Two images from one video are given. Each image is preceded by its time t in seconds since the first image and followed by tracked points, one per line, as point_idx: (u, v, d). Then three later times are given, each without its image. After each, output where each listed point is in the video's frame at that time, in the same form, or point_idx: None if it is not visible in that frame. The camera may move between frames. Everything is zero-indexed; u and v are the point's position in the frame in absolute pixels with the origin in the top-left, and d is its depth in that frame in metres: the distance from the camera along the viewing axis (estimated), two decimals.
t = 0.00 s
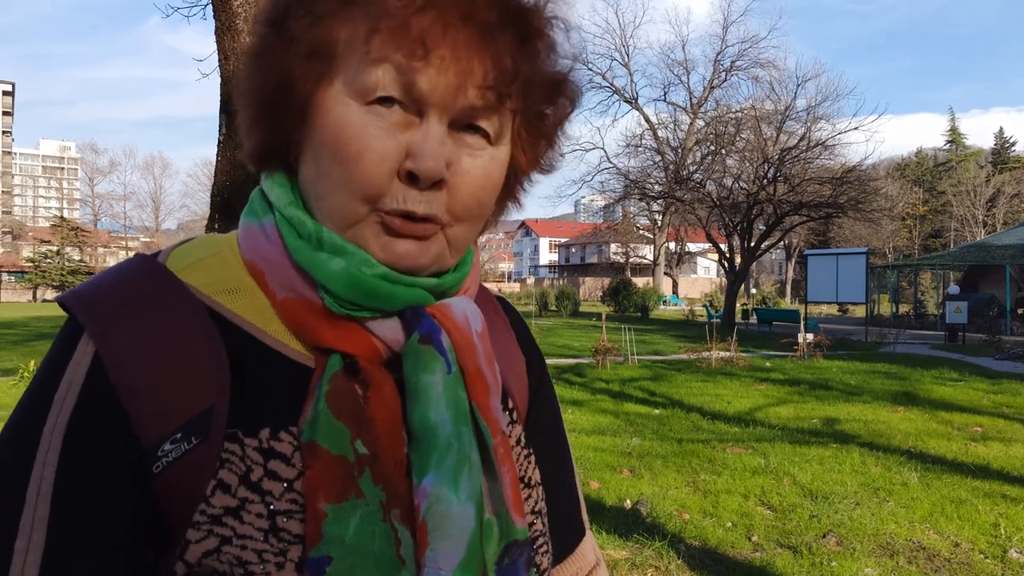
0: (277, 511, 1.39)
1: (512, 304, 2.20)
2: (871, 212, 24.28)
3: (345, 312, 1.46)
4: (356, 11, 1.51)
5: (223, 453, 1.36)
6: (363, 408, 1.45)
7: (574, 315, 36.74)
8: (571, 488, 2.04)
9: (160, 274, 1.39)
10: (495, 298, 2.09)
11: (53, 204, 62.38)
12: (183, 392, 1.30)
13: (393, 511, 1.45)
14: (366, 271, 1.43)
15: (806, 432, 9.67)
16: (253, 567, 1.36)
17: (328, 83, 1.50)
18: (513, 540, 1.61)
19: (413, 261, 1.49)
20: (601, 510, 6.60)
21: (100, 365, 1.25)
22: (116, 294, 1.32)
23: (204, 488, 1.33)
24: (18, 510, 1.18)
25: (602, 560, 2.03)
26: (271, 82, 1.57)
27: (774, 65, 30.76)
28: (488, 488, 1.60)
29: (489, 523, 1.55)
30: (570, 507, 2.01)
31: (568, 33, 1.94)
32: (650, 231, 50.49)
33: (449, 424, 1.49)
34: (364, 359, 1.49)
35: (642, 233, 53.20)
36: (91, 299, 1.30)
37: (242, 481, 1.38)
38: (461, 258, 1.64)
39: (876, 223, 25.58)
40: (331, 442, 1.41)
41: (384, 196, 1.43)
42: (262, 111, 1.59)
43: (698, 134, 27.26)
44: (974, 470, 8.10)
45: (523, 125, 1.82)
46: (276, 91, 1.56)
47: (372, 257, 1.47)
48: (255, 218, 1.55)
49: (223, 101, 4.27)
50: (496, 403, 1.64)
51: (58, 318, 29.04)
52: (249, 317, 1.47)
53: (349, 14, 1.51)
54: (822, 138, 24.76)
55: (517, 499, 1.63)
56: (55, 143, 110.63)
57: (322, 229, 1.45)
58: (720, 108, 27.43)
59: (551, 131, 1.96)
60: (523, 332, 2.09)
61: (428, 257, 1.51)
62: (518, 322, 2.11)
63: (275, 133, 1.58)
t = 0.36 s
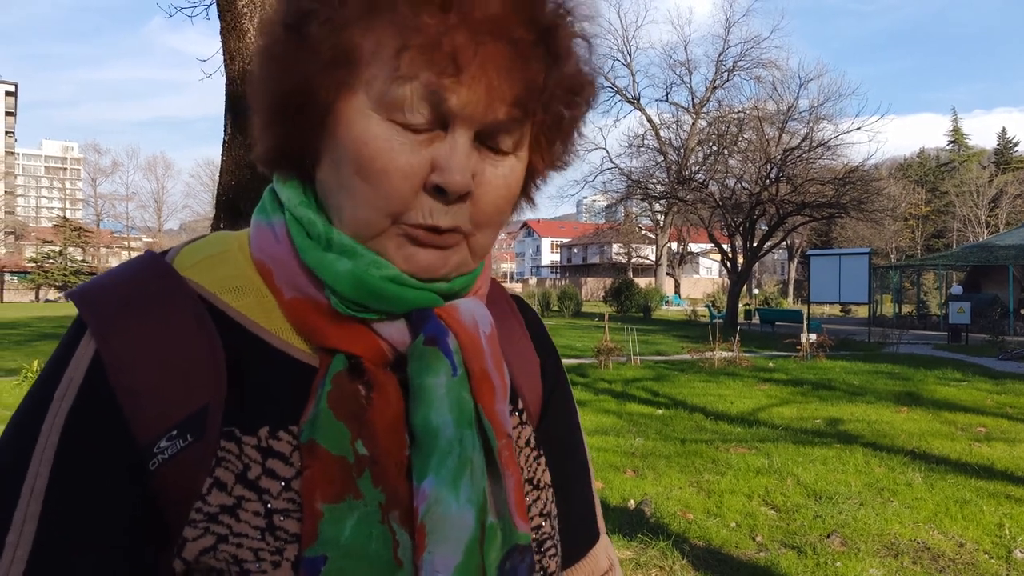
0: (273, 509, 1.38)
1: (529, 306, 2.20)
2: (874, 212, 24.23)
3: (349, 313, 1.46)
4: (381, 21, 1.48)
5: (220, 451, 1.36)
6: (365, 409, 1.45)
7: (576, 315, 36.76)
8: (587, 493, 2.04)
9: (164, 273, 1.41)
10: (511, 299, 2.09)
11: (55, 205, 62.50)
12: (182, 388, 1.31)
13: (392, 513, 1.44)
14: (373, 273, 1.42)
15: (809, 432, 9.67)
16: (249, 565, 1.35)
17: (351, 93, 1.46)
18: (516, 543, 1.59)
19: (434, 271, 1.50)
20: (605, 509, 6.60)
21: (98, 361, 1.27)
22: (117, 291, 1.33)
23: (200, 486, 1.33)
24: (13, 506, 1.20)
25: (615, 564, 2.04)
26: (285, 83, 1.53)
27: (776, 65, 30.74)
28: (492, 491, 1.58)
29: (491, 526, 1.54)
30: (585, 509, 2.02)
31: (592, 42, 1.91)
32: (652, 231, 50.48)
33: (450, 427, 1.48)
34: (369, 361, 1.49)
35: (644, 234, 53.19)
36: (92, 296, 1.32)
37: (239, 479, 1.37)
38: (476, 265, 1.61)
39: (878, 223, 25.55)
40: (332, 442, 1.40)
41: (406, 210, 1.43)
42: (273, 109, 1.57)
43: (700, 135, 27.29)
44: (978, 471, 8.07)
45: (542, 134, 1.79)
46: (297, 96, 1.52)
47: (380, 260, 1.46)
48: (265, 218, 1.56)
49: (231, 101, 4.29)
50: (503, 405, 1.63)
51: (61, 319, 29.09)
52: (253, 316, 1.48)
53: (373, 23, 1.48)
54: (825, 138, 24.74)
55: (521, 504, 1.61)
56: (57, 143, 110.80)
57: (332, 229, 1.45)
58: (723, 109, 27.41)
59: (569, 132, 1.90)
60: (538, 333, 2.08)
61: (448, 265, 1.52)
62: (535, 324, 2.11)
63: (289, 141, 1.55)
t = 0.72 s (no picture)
0: (312, 492, 1.37)
1: (505, 306, 2.20)
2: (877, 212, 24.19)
3: (363, 304, 1.47)
4: (383, 29, 1.49)
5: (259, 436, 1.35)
6: (385, 392, 1.47)
7: (579, 316, 36.77)
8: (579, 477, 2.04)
9: (178, 274, 1.40)
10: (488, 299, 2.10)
11: (58, 206, 62.65)
12: (212, 384, 1.29)
13: (424, 487, 1.46)
14: (385, 262, 1.44)
15: (812, 432, 9.67)
16: (295, 547, 1.34)
17: (360, 97, 1.47)
18: (539, 509, 1.62)
19: (443, 258, 1.54)
20: (608, 510, 6.60)
21: (130, 358, 1.26)
22: (136, 296, 1.32)
23: (244, 473, 1.32)
24: (63, 511, 1.19)
25: (611, 541, 2.02)
26: (284, 100, 1.51)
27: (779, 65, 30.73)
28: (508, 465, 1.61)
29: (513, 497, 1.55)
30: (579, 499, 1.97)
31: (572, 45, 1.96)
32: (655, 231, 50.48)
33: (468, 405, 1.51)
34: (383, 349, 1.51)
35: (647, 233, 53.14)
36: (112, 301, 1.30)
37: (279, 464, 1.36)
38: (468, 256, 1.64)
39: (882, 223, 25.50)
40: (361, 423, 1.42)
41: (421, 202, 1.47)
42: (268, 118, 1.55)
43: (702, 135, 27.29)
44: (983, 472, 8.04)
45: (520, 126, 1.85)
46: (301, 113, 1.49)
47: (391, 249, 1.48)
48: (264, 223, 1.54)
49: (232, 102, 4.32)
50: (507, 385, 1.66)
51: (64, 320, 29.16)
52: (265, 311, 1.47)
53: (375, 32, 1.49)
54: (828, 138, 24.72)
55: (537, 472, 1.65)
56: (60, 144, 111.45)
57: (341, 225, 1.46)
58: (725, 109, 27.39)
59: (538, 122, 1.93)
60: (516, 329, 2.10)
61: (452, 253, 1.55)
62: (510, 318, 2.13)
63: (285, 154, 1.52)
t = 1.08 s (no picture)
0: (303, 501, 1.38)
1: (505, 306, 2.18)
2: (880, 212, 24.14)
3: (359, 309, 1.47)
4: (368, 22, 1.50)
5: (248, 445, 1.35)
6: (381, 401, 1.46)
7: (581, 315, 36.75)
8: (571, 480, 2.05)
9: (175, 277, 1.40)
10: (486, 298, 2.09)
11: (62, 206, 62.81)
12: (205, 387, 1.30)
13: (417, 498, 1.46)
14: (381, 269, 1.43)
15: (815, 432, 9.64)
16: (285, 558, 1.35)
17: (345, 92, 1.48)
18: (529, 518, 1.62)
19: (434, 260, 1.51)
20: (611, 510, 6.59)
21: (120, 365, 1.25)
22: (130, 297, 1.32)
23: (233, 482, 1.32)
24: (46, 516, 1.18)
25: (599, 547, 2.03)
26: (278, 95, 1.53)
27: (782, 64, 30.71)
28: (502, 475, 1.60)
29: (506, 507, 1.55)
30: (570, 499, 2.00)
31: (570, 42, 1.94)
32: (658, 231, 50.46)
33: (464, 415, 1.51)
34: (379, 356, 1.50)
35: (649, 233, 53.13)
36: (107, 301, 1.30)
37: (269, 473, 1.36)
38: (465, 259, 1.63)
39: (885, 222, 25.45)
40: (354, 433, 1.42)
41: (404, 201, 1.45)
42: (264, 115, 1.56)
43: (705, 135, 27.27)
44: (987, 472, 8.02)
45: (521, 121, 1.81)
46: (290, 108, 1.51)
47: (383, 253, 1.47)
48: (261, 223, 1.54)
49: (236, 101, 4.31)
50: (504, 392, 1.65)
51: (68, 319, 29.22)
52: (261, 316, 1.46)
53: (362, 25, 1.49)
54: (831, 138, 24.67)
55: (531, 482, 1.64)
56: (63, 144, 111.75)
57: (336, 229, 1.45)
58: (728, 108, 27.35)
59: (543, 128, 1.93)
60: (514, 329, 2.09)
61: (444, 257, 1.53)
62: (507, 320, 2.11)
63: (277, 151, 1.54)
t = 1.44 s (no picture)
0: (269, 496, 1.39)
1: (509, 306, 2.19)
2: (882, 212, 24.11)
3: (333, 304, 1.47)
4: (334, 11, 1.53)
5: (215, 441, 1.37)
6: (355, 397, 1.45)
7: (583, 315, 36.74)
8: (570, 482, 2.03)
9: (156, 276, 1.44)
10: (487, 296, 2.09)
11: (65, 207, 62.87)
12: (178, 379, 1.33)
13: (385, 494, 1.44)
14: (354, 263, 1.44)
15: (817, 432, 9.64)
16: (248, 554, 1.37)
17: (312, 80, 1.52)
18: (505, 519, 1.58)
19: (410, 246, 1.51)
20: (613, 510, 6.59)
21: (91, 364, 1.29)
22: (112, 293, 1.36)
23: (199, 476, 1.34)
24: (10, 510, 1.21)
25: (602, 554, 2.00)
26: (253, 91, 1.58)
27: (784, 64, 30.71)
28: (480, 473, 1.58)
29: (482, 505, 1.52)
30: (571, 503, 2.00)
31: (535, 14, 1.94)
32: (660, 231, 50.44)
33: (437, 410, 1.48)
34: (356, 351, 1.49)
35: (651, 233, 53.13)
36: (89, 300, 1.34)
37: (234, 469, 1.38)
38: (448, 250, 1.63)
39: (887, 223, 25.40)
40: (323, 429, 1.42)
41: (372, 185, 1.46)
42: (243, 112, 1.61)
43: (707, 135, 27.29)
44: (989, 472, 8.01)
45: (500, 101, 1.81)
46: (260, 101, 1.57)
47: (357, 248, 1.48)
48: (248, 223, 1.57)
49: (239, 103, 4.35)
50: (484, 388, 1.63)
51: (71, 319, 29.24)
52: (242, 312, 1.49)
53: (328, 15, 1.53)
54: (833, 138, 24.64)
55: (508, 480, 1.62)
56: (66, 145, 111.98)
57: (311, 225, 1.47)
58: (730, 108, 27.35)
59: (526, 113, 1.95)
60: (515, 328, 2.09)
61: (421, 250, 1.53)
62: (511, 319, 2.11)
63: (258, 148, 1.60)
